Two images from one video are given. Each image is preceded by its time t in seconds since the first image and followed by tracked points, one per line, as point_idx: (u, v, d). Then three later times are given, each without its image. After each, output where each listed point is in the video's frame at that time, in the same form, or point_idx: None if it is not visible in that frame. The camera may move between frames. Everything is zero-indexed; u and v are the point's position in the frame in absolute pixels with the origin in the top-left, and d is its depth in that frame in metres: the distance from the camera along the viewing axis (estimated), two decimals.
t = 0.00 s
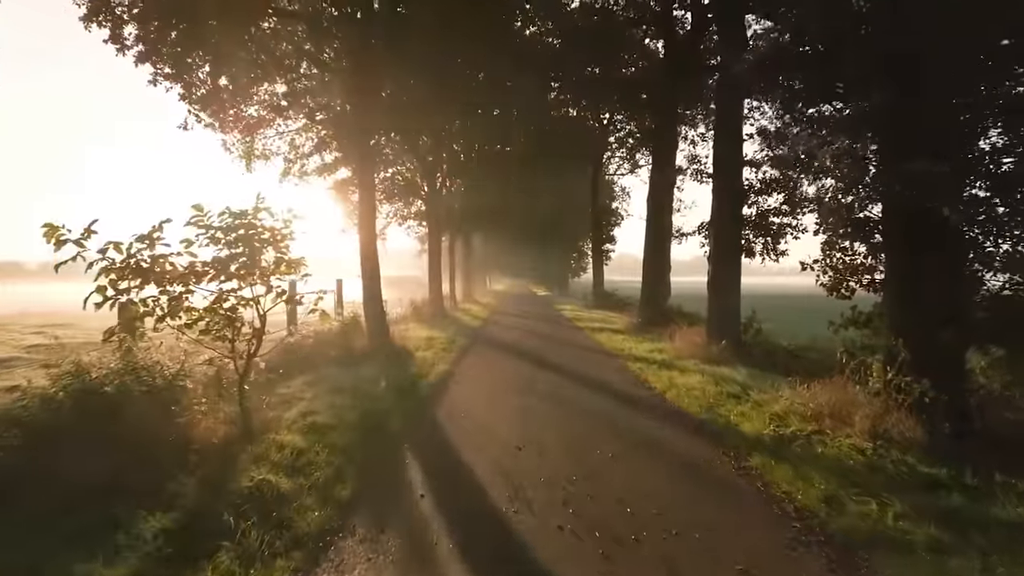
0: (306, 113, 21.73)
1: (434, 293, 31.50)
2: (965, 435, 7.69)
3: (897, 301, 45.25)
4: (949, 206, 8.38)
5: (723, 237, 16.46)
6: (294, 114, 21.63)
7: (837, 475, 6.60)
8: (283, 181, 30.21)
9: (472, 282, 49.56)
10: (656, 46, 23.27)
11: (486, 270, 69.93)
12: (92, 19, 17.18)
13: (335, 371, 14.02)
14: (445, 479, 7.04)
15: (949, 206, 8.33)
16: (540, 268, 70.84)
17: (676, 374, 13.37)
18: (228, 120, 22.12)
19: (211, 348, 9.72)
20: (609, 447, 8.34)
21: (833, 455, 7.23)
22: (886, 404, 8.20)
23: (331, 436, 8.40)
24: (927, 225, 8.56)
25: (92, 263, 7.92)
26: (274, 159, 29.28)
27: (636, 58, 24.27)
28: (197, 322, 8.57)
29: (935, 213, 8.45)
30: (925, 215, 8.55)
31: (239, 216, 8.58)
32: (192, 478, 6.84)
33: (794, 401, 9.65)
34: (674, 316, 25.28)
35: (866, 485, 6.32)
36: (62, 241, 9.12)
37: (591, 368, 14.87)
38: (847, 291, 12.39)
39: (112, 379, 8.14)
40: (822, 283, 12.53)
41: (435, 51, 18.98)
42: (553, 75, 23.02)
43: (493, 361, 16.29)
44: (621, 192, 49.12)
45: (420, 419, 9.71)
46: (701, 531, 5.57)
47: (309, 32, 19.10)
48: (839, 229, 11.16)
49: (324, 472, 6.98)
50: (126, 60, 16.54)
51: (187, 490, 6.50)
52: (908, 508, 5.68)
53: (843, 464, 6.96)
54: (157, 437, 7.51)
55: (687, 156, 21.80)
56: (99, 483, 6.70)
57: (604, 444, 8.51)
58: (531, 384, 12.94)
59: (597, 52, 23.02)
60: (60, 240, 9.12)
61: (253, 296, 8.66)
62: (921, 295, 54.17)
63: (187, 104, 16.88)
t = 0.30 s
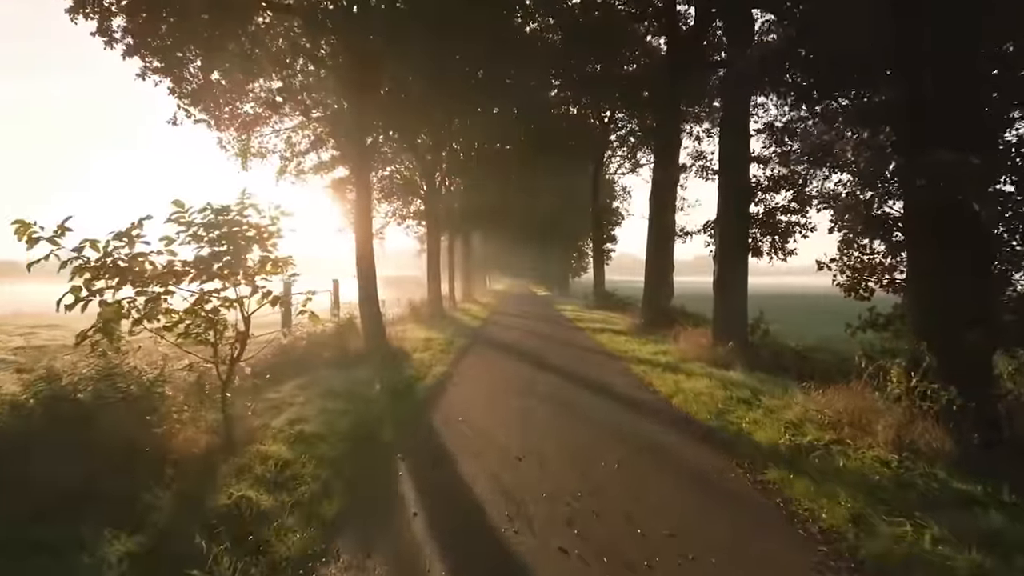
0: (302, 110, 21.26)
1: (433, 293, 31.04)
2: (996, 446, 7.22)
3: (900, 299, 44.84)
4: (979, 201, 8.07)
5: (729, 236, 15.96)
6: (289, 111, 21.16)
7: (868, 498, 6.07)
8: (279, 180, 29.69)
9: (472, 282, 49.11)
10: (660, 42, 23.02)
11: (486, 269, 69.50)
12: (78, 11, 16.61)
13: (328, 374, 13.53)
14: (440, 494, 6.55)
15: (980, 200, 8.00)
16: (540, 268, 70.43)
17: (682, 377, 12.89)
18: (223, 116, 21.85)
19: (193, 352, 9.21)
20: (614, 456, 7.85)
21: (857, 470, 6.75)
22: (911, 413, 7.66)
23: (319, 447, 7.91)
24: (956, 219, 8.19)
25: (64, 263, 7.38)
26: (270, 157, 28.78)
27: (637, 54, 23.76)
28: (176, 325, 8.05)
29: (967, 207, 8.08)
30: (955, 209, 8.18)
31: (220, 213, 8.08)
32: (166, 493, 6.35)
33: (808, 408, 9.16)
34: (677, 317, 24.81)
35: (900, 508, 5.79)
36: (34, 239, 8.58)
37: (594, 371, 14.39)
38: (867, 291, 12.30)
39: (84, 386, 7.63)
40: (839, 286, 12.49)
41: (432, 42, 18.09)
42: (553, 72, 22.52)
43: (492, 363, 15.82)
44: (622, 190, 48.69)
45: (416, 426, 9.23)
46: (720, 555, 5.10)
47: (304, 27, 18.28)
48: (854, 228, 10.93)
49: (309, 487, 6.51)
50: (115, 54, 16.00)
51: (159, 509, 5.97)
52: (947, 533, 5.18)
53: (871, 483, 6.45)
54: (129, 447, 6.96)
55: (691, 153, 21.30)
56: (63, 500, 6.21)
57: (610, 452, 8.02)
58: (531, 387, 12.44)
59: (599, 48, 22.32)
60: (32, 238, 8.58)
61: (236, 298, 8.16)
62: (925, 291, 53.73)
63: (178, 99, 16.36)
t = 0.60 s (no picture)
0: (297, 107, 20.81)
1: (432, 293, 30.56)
2: None
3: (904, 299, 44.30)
4: (1012, 196, 7.72)
5: (736, 235, 15.50)
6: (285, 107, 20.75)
7: (898, 518, 5.57)
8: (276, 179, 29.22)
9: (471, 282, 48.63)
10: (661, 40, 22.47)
11: (485, 269, 69.11)
12: (66, 3, 16.13)
13: (321, 378, 13.03)
14: (434, 513, 6.06)
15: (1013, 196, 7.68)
16: (540, 268, 70.02)
17: (689, 381, 12.42)
18: (218, 114, 21.32)
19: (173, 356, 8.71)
20: (621, 469, 7.36)
21: (885, 487, 6.27)
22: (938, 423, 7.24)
23: (307, 457, 7.43)
24: (984, 216, 7.83)
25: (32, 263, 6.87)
26: (266, 155, 28.30)
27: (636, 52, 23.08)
28: (155, 328, 7.56)
29: (998, 203, 7.76)
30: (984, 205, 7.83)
31: (201, 209, 7.57)
32: (138, 510, 5.88)
33: (825, 416, 8.68)
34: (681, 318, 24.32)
35: (936, 530, 5.29)
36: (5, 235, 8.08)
37: (597, 374, 13.91)
38: (887, 292, 12.00)
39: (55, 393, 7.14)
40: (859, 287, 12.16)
41: (429, 39, 17.71)
42: (552, 71, 22.04)
43: (493, 366, 15.33)
44: (623, 190, 48.24)
45: (410, 434, 8.74)
46: None
47: (297, 19, 17.79)
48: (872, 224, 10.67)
49: (292, 504, 6.03)
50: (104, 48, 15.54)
51: (127, 530, 5.50)
52: (992, 561, 4.71)
53: (900, 501, 5.95)
54: (101, 458, 6.50)
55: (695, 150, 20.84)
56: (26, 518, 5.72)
57: (616, 464, 7.53)
58: (531, 391, 11.94)
59: (600, 46, 21.84)
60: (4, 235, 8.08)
61: (219, 298, 7.67)
62: (928, 291, 53.21)
63: (168, 95, 15.87)
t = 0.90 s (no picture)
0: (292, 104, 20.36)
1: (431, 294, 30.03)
2: None
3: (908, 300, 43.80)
4: None
5: (744, 234, 15.04)
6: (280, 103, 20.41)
7: (933, 543, 5.08)
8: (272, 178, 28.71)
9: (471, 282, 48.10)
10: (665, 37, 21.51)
11: (485, 269, 68.60)
12: None
13: (314, 382, 12.54)
14: (427, 533, 5.59)
15: None
16: (540, 268, 69.51)
17: (697, 385, 11.94)
18: (213, 111, 21.02)
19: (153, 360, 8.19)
20: (629, 482, 6.88)
21: (915, 504, 5.81)
22: (967, 435, 6.81)
23: (292, 470, 6.95)
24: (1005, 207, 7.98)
25: None
26: (261, 154, 27.79)
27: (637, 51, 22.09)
28: (130, 331, 7.05)
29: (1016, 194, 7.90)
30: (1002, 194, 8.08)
31: (181, 205, 7.09)
32: (102, 530, 5.40)
33: (843, 424, 8.20)
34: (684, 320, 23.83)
35: (976, 557, 4.82)
36: None
37: (601, 378, 13.43)
38: (911, 293, 11.85)
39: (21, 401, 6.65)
40: (878, 286, 12.12)
41: (426, 31, 17.34)
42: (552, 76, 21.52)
43: (493, 369, 14.86)
44: (624, 190, 47.75)
45: (404, 444, 8.27)
46: None
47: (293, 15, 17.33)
48: (900, 219, 10.84)
49: (273, 524, 5.56)
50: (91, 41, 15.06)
51: (89, 552, 5.03)
52: None
53: (934, 521, 5.47)
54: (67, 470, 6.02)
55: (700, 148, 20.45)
56: None
57: (623, 476, 7.05)
58: (533, 396, 11.45)
59: (602, 45, 20.71)
60: None
61: (199, 299, 7.16)
62: (933, 293, 52.68)
63: (157, 88, 15.37)
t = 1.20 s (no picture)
0: (287, 101, 19.91)
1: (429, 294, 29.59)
2: None
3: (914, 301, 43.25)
4: None
5: (751, 232, 14.58)
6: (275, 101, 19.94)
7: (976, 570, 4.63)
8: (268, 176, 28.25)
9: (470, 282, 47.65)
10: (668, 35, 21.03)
11: (484, 269, 68.15)
12: None
13: (306, 386, 12.08)
14: (420, 556, 5.12)
15: None
16: (540, 268, 69.07)
17: (704, 389, 11.49)
18: (209, 108, 20.66)
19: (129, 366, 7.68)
20: (637, 495, 6.41)
21: (951, 524, 5.36)
22: (1000, 449, 6.37)
23: (275, 484, 6.49)
24: None
25: None
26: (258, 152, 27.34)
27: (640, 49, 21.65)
28: (101, 335, 6.55)
29: None
30: None
31: (155, 202, 6.60)
32: (63, 553, 4.94)
33: (862, 432, 7.74)
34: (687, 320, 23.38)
35: None
36: None
37: (604, 381, 12.97)
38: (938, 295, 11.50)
39: None
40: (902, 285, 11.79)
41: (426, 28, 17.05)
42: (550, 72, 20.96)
43: (492, 372, 14.41)
44: (624, 189, 47.34)
45: (398, 453, 7.81)
46: None
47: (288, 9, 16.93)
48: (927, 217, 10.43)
49: (251, 546, 5.11)
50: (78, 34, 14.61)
51: None
52: None
53: (973, 544, 5.02)
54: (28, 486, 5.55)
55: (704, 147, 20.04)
56: None
57: (630, 489, 6.57)
58: (534, 400, 10.99)
59: (602, 43, 20.22)
60: None
61: (176, 301, 6.64)
62: (939, 294, 52.10)
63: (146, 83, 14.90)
